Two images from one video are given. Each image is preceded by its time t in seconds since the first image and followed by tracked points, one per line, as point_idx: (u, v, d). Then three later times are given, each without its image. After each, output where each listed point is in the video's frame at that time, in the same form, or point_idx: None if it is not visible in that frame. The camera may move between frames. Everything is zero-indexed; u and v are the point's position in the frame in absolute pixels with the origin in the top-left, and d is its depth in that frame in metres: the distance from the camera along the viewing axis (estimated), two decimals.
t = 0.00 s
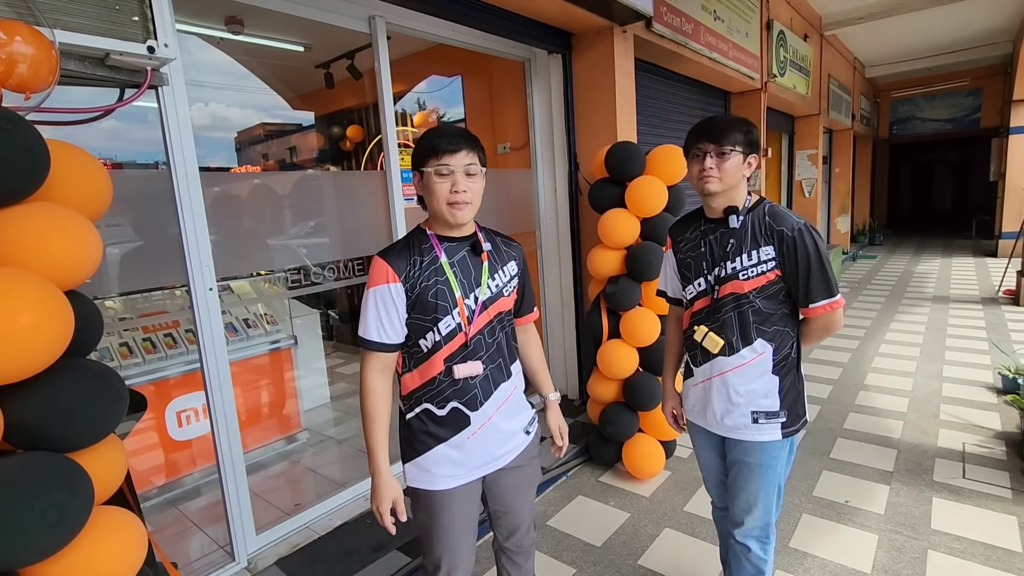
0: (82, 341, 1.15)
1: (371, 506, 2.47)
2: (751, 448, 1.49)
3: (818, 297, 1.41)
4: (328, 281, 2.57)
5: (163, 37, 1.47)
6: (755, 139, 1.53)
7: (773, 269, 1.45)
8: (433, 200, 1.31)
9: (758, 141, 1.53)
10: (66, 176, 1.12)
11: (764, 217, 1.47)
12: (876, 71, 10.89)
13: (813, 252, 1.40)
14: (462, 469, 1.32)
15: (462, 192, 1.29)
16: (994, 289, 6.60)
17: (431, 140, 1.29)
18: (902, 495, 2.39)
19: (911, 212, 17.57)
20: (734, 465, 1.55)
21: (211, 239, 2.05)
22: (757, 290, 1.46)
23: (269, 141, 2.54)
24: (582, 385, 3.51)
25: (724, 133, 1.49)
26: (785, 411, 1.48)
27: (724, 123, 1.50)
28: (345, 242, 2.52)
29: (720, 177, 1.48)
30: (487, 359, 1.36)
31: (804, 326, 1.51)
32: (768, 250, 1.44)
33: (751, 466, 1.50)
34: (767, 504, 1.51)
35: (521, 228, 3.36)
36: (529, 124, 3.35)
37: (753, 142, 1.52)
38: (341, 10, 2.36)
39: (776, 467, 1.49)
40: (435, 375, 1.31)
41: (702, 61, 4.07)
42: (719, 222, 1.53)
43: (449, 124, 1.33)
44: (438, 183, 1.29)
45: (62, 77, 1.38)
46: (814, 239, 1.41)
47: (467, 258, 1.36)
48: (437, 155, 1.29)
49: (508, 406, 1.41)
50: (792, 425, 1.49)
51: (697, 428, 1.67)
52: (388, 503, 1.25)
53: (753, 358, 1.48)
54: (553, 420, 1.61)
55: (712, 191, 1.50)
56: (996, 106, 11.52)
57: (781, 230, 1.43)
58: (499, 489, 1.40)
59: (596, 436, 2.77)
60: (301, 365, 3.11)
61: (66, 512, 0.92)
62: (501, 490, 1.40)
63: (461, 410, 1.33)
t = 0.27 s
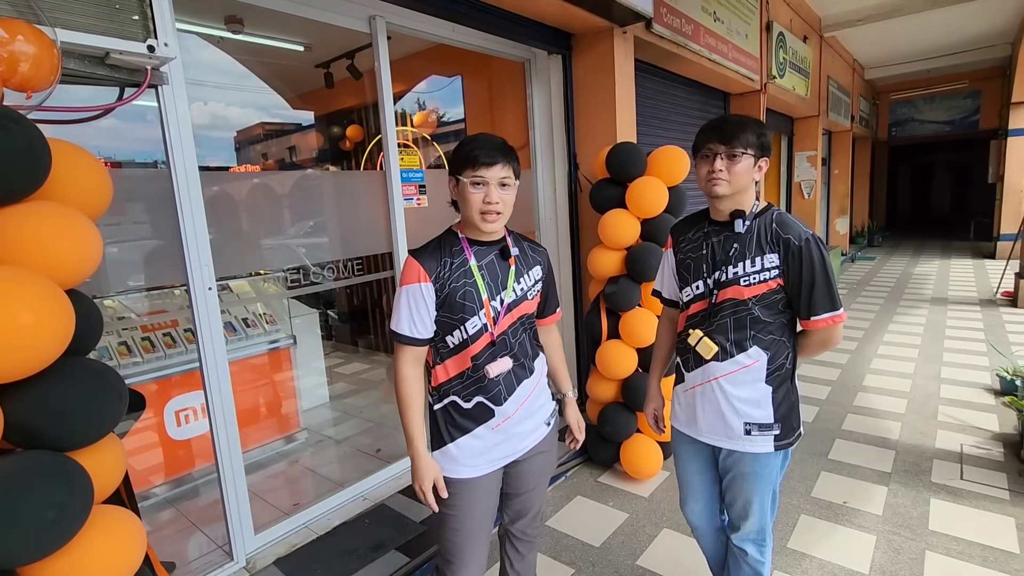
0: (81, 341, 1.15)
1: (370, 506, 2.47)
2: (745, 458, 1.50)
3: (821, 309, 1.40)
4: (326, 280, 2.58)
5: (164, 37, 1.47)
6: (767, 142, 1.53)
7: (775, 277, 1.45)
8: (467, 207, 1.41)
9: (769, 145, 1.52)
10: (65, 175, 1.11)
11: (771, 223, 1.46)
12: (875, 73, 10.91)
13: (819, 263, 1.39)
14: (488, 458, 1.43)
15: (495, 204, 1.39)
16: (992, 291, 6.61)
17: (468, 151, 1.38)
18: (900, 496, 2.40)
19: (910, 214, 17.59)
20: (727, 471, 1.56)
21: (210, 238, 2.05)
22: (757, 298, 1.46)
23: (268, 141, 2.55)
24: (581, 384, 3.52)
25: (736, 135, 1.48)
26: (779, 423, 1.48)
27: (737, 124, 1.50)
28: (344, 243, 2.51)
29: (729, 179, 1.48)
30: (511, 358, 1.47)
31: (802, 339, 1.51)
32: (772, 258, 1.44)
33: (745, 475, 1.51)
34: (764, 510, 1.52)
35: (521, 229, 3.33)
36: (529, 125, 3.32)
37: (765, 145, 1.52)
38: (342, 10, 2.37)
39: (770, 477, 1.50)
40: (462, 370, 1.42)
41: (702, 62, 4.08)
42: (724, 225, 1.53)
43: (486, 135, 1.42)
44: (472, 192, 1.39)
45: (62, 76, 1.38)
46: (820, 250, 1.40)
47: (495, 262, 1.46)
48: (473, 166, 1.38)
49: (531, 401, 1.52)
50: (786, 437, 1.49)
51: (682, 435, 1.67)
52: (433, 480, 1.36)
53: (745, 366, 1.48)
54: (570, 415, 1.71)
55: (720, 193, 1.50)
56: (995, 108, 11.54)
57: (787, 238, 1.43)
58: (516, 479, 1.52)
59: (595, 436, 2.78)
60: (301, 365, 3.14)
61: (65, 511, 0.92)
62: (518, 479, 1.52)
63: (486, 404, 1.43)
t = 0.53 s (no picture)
0: (81, 339, 1.15)
1: (369, 505, 2.47)
2: (747, 464, 1.50)
3: (828, 316, 1.42)
4: (325, 280, 2.58)
5: (164, 34, 1.47)
6: (779, 145, 1.53)
7: (783, 282, 1.46)
8: (484, 202, 1.44)
9: (779, 148, 1.52)
10: (65, 172, 1.11)
11: (780, 228, 1.47)
12: (875, 74, 10.92)
13: (826, 269, 1.42)
14: (500, 450, 1.43)
15: (511, 197, 1.42)
16: (991, 292, 6.61)
17: (487, 147, 1.42)
18: (899, 497, 2.40)
19: (909, 215, 17.60)
20: (729, 476, 1.56)
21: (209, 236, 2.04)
22: (763, 303, 1.47)
23: (269, 140, 2.54)
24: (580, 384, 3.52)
25: (748, 136, 1.49)
26: (781, 430, 1.49)
27: (750, 125, 1.50)
28: (344, 241, 2.51)
29: (738, 180, 1.48)
30: (524, 351, 1.49)
31: (805, 344, 1.54)
32: (780, 263, 1.45)
33: (747, 480, 1.51)
34: (766, 513, 1.52)
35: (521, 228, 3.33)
36: (529, 123, 3.31)
37: (775, 148, 1.52)
38: (343, 9, 2.36)
39: (773, 482, 1.51)
40: (475, 362, 1.43)
41: (703, 62, 4.08)
42: (730, 228, 1.54)
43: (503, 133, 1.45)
44: (489, 187, 1.42)
45: (63, 74, 1.38)
46: (829, 256, 1.42)
47: (511, 258, 1.48)
48: (490, 161, 1.41)
49: (542, 395, 1.54)
50: (788, 444, 1.50)
51: (671, 435, 1.67)
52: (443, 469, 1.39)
53: (750, 371, 1.48)
54: (579, 413, 1.73)
55: (729, 194, 1.49)
56: (994, 109, 11.54)
57: (797, 244, 1.44)
58: (523, 474, 1.52)
59: (593, 436, 2.78)
60: (301, 364, 3.14)
61: (65, 508, 0.92)
62: (526, 474, 1.53)
63: (497, 397, 1.44)
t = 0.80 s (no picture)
0: (82, 338, 1.15)
1: (368, 505, 2.47)
2: (748, 465, 1.50)
3: (831, 318, 1.44)
4: (325, 279, 2.58)
5: (165, 33, 1.47)
6: (783, 145, 1.53)
7: (787, 283, 1.47)
8: (487, 200, 1.44)
9: (784, 149, 1.53)
10: (66, 171, 1.11)
11: (783, 229, 1.48)
12: (875, 75, 10.93)
13: (830, 271, 1.43)
14: (502, 451, 1.43)
15: (514, 196, 1.43)
16: (990, 292, 6.62)
17: (490, 146, 1.42)
18: (898, 497, 2.40)
19: (908, 216, 17.62)
20: (728, 478, 1.56)
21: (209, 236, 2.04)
22: (767, 304, 1.47)
23: (269, 139, 2.54)
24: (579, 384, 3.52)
25: (754, 135, 1.49)
26: (781, 432, 1.49)
27: (755, 125, 1.51)
28: (344, 240, 2.51)
29: (742, 179, 1.48)
30: (526, 349, 1.49)
31: (805, 346, 1.54)
32: (785, 264, 1.45)
33: (747, 482, 1.51)
34: (765, 515, 1.52)
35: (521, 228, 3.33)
36: (529, 123, 3.31)
37: (780, 147, 1.52)
38: (343, 8, 2.36)
39: (772, 484, 1.51)
40: (478, 360, 1.44)
41: (703, 63, 4.08)
42: (733, 228, 1.53)
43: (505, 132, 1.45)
44: (493, 185, 1.42)
45: (63, 73, 1.38)
46: (832, 258, 1.43)
47: (512, 255, 1.49)
48: (494, 160, 1.41)
49: (543, 393, 1.54)
50: (788, 445, 1.51)
51: (672, 441, 1.67)
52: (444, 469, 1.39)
53: (751, 373, 1.49)
54: (581, 418, 1.71)
55: (732, 192, 1.49)
56: (993, 110, 11.56)
57: (801, 245, 1.44)
58: (525, 474, 1.52)
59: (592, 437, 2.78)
60: (300, 363, 3.14)
61: (66, 508, 0.92)
62: (528, 474, 1.53)
63: (500, 395, 1.44)
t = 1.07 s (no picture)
0: (82, 339, 1.15)
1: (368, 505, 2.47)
2: (750, 466, 1.51)
3: (834, 319, 1.44)
4: (325, 279, 2.58)
5: (165, 33, 1.46)
6: (785, 146, 1.54)
7: (789, 285, 1.47)
8: (485, 199, 1.44)
9: (786, 149, 1.53)
10: (66, 170, 1.11)
11: (786, 229, 1.48)
12: (874, 75, 10.93)
13: (833, 273, 1.43)
14: (501, 452, 1.44)
15: (513, 194, 1.43)
16: (990, 292, 6.61)
17: (488, 146, 1.42)
18: (898, 497, 2.41)
19: (908, 216, 17.63)
20: (730, 480, 1.56)
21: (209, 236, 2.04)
22: (769, 305, 1.48)
23: (269, 139, 2.54)
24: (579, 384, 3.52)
25: (756, 136, 1.49)
26: (783, 433, 1.50)
27: (758, 126, 1.51)
28: (344, 240, 2.51)
29: (743, 180, 1.48)
30: (525, 348, 1.50)
31: (806, 347, 1.54)
32: (787, 265, 1.46)
33: (750, 483, 1.51)
34: (767, 516, 1.52)
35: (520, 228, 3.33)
36: (529, 123, 3.31)
37: (783, 148, 1.52)
38: (343, 8, 2.36)
39: (774, 485, 1.51)
40: (477, 361, 1.44)
41: (702, 63, 4.08)
42: (735, 229, 1.54)
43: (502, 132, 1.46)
44: (491, 184, 1.42)
45: (64, 73, 1.38)
46: (835, 259, 1.44)
47: (511, 255, 1.50)
48: (492, 160, 1.41)
49: (542, 394, 1.54)
50: (789, 446, 1.51)
51: (674, 443, 1.67)
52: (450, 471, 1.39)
53: (753, 374, 1.49)
54: (574, 420, 1.71)
55: (734, 193, 1.49)
56: (993, 110, 11.55)
57: (804, 246, 1.45)
58: (524, 475, 1.52)
59: (592, 437, 2.78)
60: (300, 363, 3.14)
61: (67, 508, 0.92)
62: (527, 475, 1.53)
63: (499, 395, 1.44)
